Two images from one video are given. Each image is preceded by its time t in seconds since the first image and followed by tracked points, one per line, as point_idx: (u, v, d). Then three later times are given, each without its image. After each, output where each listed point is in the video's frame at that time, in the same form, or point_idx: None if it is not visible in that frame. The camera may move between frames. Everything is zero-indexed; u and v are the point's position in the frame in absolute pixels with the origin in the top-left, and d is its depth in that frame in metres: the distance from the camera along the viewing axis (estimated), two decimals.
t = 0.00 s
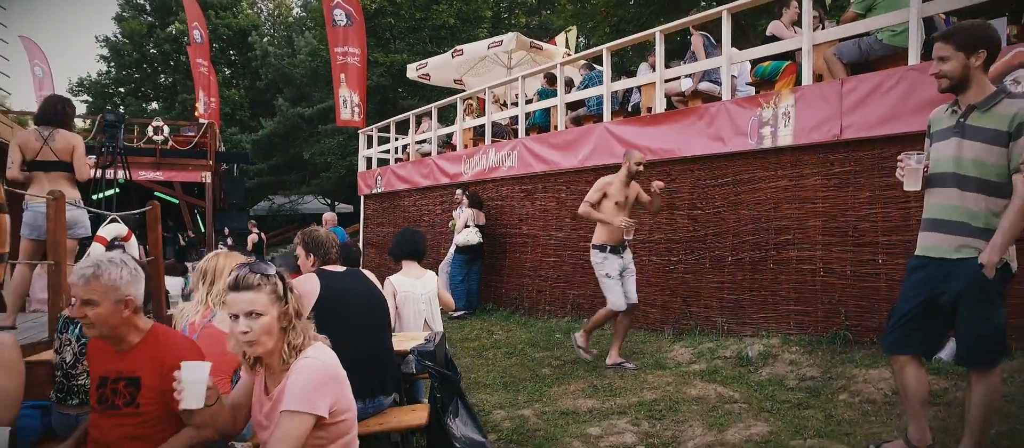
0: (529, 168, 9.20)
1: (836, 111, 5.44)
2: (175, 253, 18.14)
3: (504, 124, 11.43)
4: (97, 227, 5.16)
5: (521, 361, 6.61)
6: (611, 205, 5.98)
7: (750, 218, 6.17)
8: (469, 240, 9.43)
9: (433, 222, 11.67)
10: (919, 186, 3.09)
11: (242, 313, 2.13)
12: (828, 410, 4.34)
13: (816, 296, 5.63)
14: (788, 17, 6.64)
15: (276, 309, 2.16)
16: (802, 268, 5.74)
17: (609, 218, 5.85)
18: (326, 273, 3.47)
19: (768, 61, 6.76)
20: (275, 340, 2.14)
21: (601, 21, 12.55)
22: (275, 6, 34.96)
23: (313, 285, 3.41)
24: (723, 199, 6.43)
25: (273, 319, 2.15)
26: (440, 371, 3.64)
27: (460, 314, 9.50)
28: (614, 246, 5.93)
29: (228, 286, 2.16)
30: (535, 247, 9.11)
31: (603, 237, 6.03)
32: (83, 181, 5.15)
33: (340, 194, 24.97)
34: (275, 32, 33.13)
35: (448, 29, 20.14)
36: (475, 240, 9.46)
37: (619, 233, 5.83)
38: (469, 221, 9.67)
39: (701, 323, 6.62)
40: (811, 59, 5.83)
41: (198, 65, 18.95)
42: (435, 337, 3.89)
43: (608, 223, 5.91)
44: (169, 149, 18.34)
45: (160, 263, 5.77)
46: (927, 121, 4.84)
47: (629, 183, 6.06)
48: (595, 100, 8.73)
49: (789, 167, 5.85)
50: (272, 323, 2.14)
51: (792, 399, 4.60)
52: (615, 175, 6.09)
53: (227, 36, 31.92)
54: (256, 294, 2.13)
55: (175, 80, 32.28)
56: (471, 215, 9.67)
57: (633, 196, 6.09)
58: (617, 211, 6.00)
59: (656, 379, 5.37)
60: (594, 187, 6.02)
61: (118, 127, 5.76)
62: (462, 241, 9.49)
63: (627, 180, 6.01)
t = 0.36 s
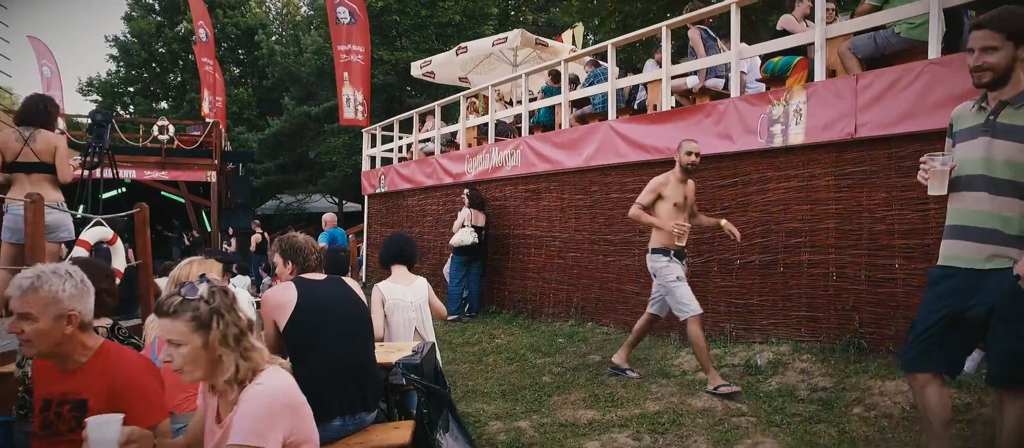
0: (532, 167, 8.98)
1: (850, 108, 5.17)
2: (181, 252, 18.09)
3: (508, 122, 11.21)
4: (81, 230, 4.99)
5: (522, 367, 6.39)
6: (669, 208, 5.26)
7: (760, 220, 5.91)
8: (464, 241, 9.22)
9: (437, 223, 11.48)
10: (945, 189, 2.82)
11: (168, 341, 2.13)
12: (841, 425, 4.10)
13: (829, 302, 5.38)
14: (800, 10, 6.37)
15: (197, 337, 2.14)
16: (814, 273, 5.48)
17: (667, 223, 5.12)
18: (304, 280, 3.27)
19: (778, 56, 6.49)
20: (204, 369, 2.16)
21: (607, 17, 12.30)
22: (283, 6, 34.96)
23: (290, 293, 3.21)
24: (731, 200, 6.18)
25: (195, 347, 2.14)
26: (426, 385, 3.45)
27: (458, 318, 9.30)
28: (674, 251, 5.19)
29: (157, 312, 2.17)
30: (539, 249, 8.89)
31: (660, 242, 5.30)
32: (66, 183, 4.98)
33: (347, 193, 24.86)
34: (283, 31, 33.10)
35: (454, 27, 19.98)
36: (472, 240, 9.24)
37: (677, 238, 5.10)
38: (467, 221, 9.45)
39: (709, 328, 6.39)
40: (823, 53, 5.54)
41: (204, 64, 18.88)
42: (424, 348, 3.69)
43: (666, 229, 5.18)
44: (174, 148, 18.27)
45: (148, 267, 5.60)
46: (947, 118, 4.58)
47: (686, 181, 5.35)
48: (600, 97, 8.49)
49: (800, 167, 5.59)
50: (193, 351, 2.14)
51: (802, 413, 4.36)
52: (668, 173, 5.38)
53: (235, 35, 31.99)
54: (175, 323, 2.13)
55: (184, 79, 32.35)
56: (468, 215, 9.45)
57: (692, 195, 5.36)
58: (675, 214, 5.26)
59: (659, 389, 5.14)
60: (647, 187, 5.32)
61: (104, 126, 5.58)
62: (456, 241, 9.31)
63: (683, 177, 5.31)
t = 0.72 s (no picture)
0: (532, 167, 8.74)
1: (862, 103, 4.88)
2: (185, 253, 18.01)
3: (510, 121, 10.99)
4: (54, 233, 4.79)
5: (518, 375, 6.16)
6: (741, 195, 4.38)
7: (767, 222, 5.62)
8: (451, 242, 8.96)
9: (437, 223, 11.26)
10: (968, 191, 2.57)
11: (65, 368, 1.94)
12: (852, 442, 3.84)
13: (840, 308, 5.08)
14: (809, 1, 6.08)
15: (90, 364, 1.90)
16: (824, 278, 5.19)
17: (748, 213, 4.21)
18: (269, 289, 3.05)
19: (786, 50, 6.20)
20: (99, 398, 1.92)
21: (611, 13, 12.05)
22: (290, 5, 34.95)
23: (253, 304, 3.00)
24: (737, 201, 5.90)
25: (89, 375, 1.90)
26: (401, 400, 3.18)
27: (456, 322, 9.07)
28: (746, 247, 4.32)
29: (57, 335, 1.98)
30: (539, 250, 8.63)
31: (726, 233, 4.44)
32: (39, 184, 4.78)
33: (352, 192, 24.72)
34: (290, 31, 33.07)
35: (459, 24, 19.77)
36: (460, 241, 8.97)
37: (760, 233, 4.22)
38: (456, 220, 9.12)
39: (714, 334, 6.12)
40: (834, 46, 5.25)
41: (207, 63, 18.76)
42: (402, 360, 3.44)
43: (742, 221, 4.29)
44: (178, 148, 18.18)
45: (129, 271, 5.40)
46: (967, 114, 4.29)
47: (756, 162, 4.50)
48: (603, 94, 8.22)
49: (809, 166, 5.30)
50: (88, 379, 1.91)
51: (810, 428, 4.09)
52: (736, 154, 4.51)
53: (242, 35, 31.98)
54: (68, 347, 1.91)
55: (191, 79, 32.38)
56: (458, 215, 9.11)
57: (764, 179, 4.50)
58: (748, 203, 4.39)
59: (659, 401, 4.90)
60: (715, 172, 4.42)
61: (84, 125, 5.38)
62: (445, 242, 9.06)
63: (754, 158, 4.47)
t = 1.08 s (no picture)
0: (540, 166, 8.51)
1: (884, 98, 4.60)
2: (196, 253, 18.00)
3: (518, 119, 10.77)
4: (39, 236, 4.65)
5: (521, 382, 5.95)
6: (861, 205, 3.74)
7: (782, 223, 5.36)
8: (450, 243, 8.75)
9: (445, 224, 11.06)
10: (1007, 192, 2.73)
11: None
12: None
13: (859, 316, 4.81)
14: None
15: None
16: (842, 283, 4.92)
17: (880, 223, 3.56)
18: (242, 299, 2.86)
19: (802, 43, 5.92)
20: None
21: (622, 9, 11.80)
22: (304, 5, 35.00)
23: (224, 314, 2.81)
24: (751, 202, 5.62)
25: None
26: (384, 416, 2.99)
27: (461, 325, 8.88)
28: (866, 266, 3.69)
29: None
30: (546, 252, 8.40)
31: (840, 247, 3.80)
32: (24, 186, 4.64)
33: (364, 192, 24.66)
34: (303, 31, 33.12)
35: (469, 23, 19.60)
36: (459, 242, 8.76)
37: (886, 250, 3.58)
38: (456, 222, 8.91)
39: (726, 341, 5.86)
40: (853, 39, 4.96)
41: (218, 63, 18.72)
42: (388, 372, 3.25)
43: (869, 232, 3.64)
44: (189, 148, 18.17)
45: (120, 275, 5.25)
46: (999, 108, 4.00)
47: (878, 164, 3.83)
48: (612, 92, 7.97)
49: (826, 164, 5.03)
50: None
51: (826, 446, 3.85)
52: (853, 156, 3.85)
53: (255, 35, 32.06)
54: None
55: (206, 80, 32.51)
56: (458, 215, 8.88)
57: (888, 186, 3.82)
58: (869, 213, 3.74)
59: (666, 414, 4.68)
60: (833, 178, 3.78)
61: (73, 125, 5.23)
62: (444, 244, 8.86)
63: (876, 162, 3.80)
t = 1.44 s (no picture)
0: (553, 164, 8.28)
1: (917, 87, 4.31)
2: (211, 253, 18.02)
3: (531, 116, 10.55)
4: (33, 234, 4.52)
5: (533, 387, 5.73)
6: None
7: (806, 222, 5.08)
8: (462, 243, 8.49)
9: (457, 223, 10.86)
10: None
11: None
12: None
13: (889, 320, 4.52)
14: None
15: None
16: (870, 284, 4.64)
17: None
18: (225, 301, 2.68)
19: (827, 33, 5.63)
20: None
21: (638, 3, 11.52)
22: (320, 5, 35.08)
23: (204, 318, 2.64)
24: (773, 199, 5.34)
25: None
26: (376, 427, 2.81)
27: (473, 326, 8.66)
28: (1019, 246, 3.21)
29: None
30: (559, 252, 8.15)
31: (1003, 232, 3.30)
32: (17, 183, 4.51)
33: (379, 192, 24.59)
34: (319, 31, 33.19)
35: (484, 20, 19.41)
36: (470, 242, 8.48)
37: None
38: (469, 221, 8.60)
39: (747, 345, 5.58)
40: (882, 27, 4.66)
41: (233, 63, 18.71)
42: (382, 380, 3.02)
43: None
44: (204, 148, 18.18)
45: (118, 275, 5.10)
46: None
47: None
48: (627, 86, 7.71)
49: (853, 159, 4.75)
50: None
51: None
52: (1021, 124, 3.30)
53: (272, 36, 32.17)
54: None
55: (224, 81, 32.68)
56: (470, 214, 8.57)
57: None
58: None
59: (683, 424, 4.44)
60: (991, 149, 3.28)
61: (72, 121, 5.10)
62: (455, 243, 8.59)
63: None
